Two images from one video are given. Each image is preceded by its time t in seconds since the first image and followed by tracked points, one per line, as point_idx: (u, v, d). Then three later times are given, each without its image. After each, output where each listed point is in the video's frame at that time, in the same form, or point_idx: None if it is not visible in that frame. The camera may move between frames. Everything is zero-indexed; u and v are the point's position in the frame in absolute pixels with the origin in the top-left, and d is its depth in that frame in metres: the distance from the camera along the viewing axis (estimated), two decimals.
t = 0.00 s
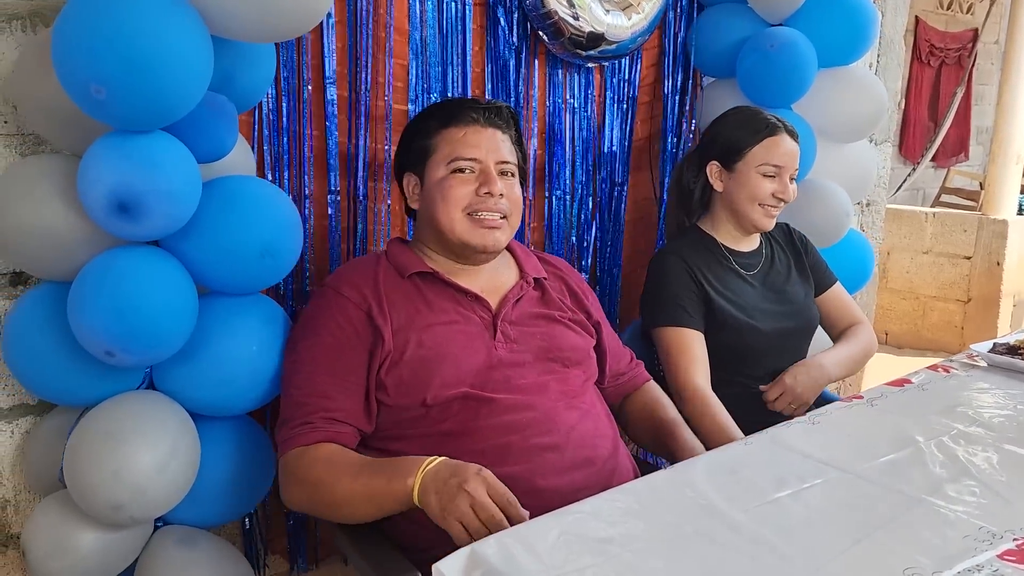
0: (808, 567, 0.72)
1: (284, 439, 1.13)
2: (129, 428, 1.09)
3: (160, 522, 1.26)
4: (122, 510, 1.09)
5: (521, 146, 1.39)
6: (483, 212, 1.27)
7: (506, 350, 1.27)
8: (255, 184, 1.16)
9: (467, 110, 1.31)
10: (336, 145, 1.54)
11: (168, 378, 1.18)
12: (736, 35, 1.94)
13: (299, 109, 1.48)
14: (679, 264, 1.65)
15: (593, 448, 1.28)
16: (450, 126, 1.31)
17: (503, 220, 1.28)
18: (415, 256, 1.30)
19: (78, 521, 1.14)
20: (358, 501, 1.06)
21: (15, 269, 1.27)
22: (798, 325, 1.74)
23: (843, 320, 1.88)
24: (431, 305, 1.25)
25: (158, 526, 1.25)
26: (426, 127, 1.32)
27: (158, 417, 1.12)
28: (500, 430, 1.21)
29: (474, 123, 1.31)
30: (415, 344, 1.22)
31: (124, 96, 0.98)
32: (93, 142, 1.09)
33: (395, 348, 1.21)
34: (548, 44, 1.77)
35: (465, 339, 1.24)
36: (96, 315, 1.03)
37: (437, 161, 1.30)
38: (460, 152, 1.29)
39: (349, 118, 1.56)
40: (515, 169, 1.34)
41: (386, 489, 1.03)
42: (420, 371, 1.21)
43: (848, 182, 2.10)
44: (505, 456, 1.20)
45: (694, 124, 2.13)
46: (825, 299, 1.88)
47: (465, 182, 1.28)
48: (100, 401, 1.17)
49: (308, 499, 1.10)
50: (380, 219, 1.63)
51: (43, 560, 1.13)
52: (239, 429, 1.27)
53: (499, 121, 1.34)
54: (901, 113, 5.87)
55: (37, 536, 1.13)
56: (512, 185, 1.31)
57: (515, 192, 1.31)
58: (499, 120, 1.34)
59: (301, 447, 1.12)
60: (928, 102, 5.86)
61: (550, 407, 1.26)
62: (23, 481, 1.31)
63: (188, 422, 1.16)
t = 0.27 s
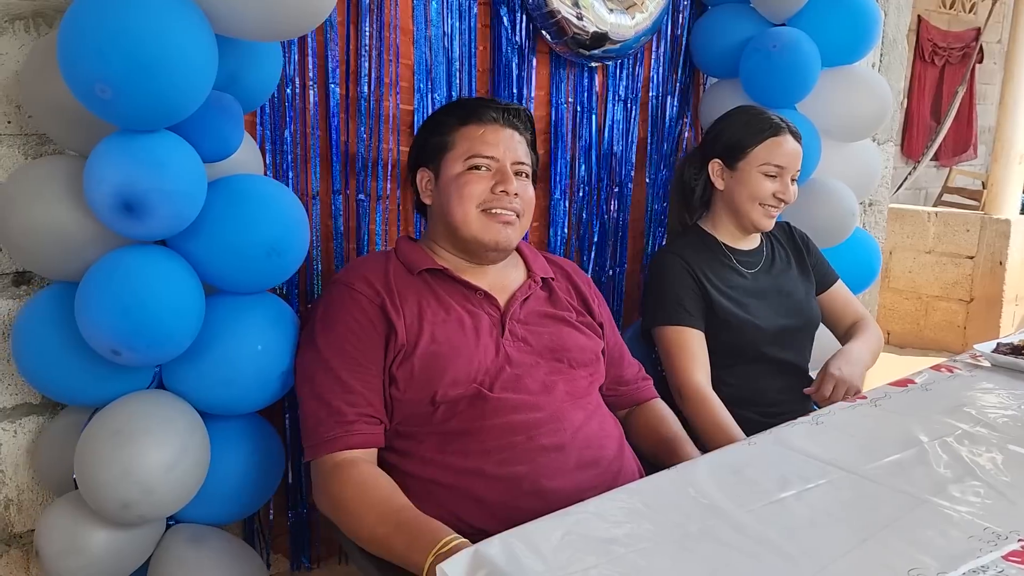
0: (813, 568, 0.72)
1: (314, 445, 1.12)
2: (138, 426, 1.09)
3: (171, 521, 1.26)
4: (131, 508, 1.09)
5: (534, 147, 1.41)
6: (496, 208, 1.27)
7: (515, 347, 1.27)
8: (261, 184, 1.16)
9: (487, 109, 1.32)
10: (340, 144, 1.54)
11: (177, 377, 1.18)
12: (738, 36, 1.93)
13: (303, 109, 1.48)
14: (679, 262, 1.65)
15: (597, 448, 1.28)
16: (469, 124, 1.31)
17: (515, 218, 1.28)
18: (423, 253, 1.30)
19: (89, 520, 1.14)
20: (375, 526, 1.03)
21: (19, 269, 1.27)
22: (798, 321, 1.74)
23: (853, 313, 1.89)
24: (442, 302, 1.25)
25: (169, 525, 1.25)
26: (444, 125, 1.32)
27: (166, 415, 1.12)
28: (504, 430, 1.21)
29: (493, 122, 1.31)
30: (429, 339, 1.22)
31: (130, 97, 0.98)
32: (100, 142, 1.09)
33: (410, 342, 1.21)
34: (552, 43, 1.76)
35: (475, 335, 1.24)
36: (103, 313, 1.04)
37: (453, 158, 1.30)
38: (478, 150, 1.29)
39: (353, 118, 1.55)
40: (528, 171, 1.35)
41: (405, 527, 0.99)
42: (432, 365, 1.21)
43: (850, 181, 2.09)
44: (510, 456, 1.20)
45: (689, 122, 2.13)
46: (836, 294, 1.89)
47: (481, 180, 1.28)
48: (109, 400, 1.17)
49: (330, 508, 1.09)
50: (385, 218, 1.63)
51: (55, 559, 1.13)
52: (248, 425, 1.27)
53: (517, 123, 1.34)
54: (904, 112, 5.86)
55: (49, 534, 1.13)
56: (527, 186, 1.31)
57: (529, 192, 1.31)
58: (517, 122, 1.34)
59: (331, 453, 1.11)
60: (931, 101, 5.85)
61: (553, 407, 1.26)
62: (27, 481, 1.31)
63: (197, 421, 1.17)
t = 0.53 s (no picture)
0: (814, 568, 0.72)
1: (308, 446, 1.12)
2: (139, 424, 1.09)
3: (166, 520, 1.26)
4: (130, 506, 1.09)
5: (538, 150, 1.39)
6: (490, 222, 1.26)
7: (514, 346, 1.27)
8: (263, 185, 1.16)
9: (486, 117, 1.30)
10: (341, 144, 1.54)
11: (177, 377, 1.18)
12: (740, 36, 1.93)
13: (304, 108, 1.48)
14: (680, 262, 1.65)
15: (598, 446, 1.28)
16: (468, 130, 1.29)
17: (512, 229, 1.28)
18: (421, 254, 1.30)
19: (85, 519, 1.14)
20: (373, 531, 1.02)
21: (21, 268, 1.27)
22: (802, 320, 1.74)
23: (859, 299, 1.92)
24: (439, 301, 1.25)
25: (164, 524, 1.26)
26: (445, 129, 1.31)
27: (167, 414, 1.12)
28: (506, 428, 1.21)
29: (491, 131, 1.29)
30: (426, 339, 1.22)
31: (132, 97, 0.98)
32: (102, 141, 1.09)
33: (407, 342, 1.21)
34: (551, 42, 1.77)
35: (473, 335, 1.24)
36: (105, 312, 1.04)
37: (450, 168, 1.29)
38: (473, 160, 1.27)
39: (354, 117, 1.55)
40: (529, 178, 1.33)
41: (404, 535, 0.98)
42: (431, 366, 1.21)
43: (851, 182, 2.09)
44: (511, 455, 1.20)
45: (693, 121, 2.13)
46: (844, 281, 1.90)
47: (477, 191, 1.27)
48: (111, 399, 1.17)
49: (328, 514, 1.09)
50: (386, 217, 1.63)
51: (50, 558, 1.13)
52: (247, 426, 1.28)
53: (518, 130, 1.32)
54: (906, 111, 5.85)
55: (45, 532, 1.13)
56: (524, 196, 1.30)
57: (526, 203, 1.30)
58: (518, 130, 1.32)
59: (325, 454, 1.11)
60: (934, 100, 5.84)
61: (557, 405, 1.26)
62: (28, 479, 1.32)
63: (197, 421, 1.17)
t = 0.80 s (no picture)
0: (813, 567, 0.72)
1: (306, 449, 1.12)
2: (136, 424, 1.10)
3: (165, 519, 1.26)
4: (126, 506, 1.09)
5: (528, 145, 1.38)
6: (485, 222, 1.26)
7: (511, 347, 1.27)
8: (262, 184, 1.16)
9: (473, 116, 1.30)
10: (341, 143, 1.54)
11: (175, 376, 1.18)
12: (741, 35, 1.93)
13: (303, 108, 1.48)
14: (680, 262, 1.65)
15: (598, 446, 1.28)
16: (455, 130, 1.29)
17: (507, 227, 1.28)
18: (417, 256, 1.30)
19: (83, 518, 1.14)
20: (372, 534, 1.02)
21: (21, 267, 1.27)
22: (803, 321, 1.74)
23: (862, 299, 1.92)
24: (435, 303, 1.25)
25: (163, 523, 1.26)
26: (432, 130, 1.30)
27: (164, 413, 1.13)
28: (505, 427, 1.21)
29: (478, 130, 1.29)
30: (423, 342, 1.22)
31: (132, 96, 0.98)
32: (102, 140, 1.09)
33: (404, 346, 1.21)
34: (546, 43, 1.76)
35: (470, 336, 1.24)
36: (102, 310, 1.04)
37: (440, 171, 1.29)
38: (462, 161, 1.27)
39: (354, 116, 1.55)
40: (520, 174, 1.33)
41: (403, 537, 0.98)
42: (428, 368, 1.21)
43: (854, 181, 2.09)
44: (510, 454, 1.20)
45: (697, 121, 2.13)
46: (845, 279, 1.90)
47: (468, 192, 1.27)
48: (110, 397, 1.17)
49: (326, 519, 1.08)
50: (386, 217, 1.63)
51: (48, 556, 1.13)
52: (245, 427, 1.28)
53: (506, 126, 1.32)
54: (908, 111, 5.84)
55: (43, 531, 1.14)
56: (516, 193, 1.30)
57: (518, 199, 1.31)
58: (506, 126, 1.32)
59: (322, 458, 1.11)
60: (935, 101, 5.84)
61: (557, 405, 1.26)
62: (28, 479, 1.32)
63: (194, 421, 1.17)
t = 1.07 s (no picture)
0: (810, 567, 0.72)
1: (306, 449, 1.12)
2: (135, 424, 1.10)
3: (164, 519, 1.27)
4: (125, 506, 1.09)
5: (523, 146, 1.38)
6: (487, 224, 1.26)
7: (509, 346, 1.27)
8: (260, 184, 1.16)
9: (469, 117, 1.29)
10: (341, 143, 1.54)
11: (174, 376, 1.18)
12: (741, 34, 1.93)
13: (303, 108, 1.48)
14: (681, 260, 1.65)
15: (597, 446, 1.28)
16: (451, 132, 1.29)
17: (507, 229, 1.28)
18: (417, 256, 1.30)
19: (82, 518, 1.14)
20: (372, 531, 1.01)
21: (21, 267, 1.27)
22: (803, 320, 1.73)
23: (864, 309, 1.92)
24: (434, 302, 1.25)
25: (163, 522, 1.26)
26: (427, 133, 1.30)
27: (162, 413, 1.13)
28: (504, 427, 1.21)
29: (475, 131, 1.29)
30: (422, 341, 1.22)
31: (130, 95, 0.98)
32: (102, 140, 1.09)
33: (403, 345, 1.21)
34: (544, 44, 1.76)
35: (469, 335, 1.24)
36: (100, 310, 1.04)
37: (438, 172, 1.28)
38: (461, 163, 1.27)
39: (353, 116, 1.55)
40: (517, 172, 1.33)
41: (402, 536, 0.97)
42: (427, 367, 1.21)
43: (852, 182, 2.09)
44: (510, 454, 1.20)
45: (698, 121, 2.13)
46: (845, 288, 1.90)
47: (469, 195, 1.27)
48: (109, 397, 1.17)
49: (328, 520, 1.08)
50: (385, 217, 1.63)
51: (47, 556, 1.14)
52: (245, 427, 1.28)
53: (502, 126, 1.32)
54: (910, 111, 5.83)
55: (43, 530, 1.14)
56: (515, 192, 1.31)
57: (517, 199, 1.31)
58: (502, 125, 1.32)
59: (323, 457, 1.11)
60: (937, 101, 5.83)
61: (556, 405, 1.26)
62: (28, 478, 1.32)
63: (193, 421, 1.17)
